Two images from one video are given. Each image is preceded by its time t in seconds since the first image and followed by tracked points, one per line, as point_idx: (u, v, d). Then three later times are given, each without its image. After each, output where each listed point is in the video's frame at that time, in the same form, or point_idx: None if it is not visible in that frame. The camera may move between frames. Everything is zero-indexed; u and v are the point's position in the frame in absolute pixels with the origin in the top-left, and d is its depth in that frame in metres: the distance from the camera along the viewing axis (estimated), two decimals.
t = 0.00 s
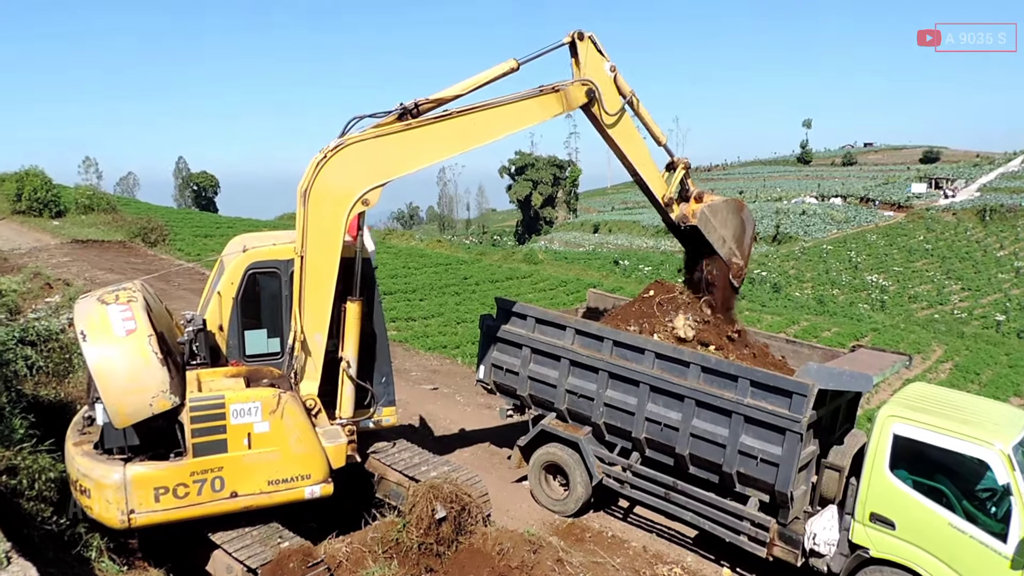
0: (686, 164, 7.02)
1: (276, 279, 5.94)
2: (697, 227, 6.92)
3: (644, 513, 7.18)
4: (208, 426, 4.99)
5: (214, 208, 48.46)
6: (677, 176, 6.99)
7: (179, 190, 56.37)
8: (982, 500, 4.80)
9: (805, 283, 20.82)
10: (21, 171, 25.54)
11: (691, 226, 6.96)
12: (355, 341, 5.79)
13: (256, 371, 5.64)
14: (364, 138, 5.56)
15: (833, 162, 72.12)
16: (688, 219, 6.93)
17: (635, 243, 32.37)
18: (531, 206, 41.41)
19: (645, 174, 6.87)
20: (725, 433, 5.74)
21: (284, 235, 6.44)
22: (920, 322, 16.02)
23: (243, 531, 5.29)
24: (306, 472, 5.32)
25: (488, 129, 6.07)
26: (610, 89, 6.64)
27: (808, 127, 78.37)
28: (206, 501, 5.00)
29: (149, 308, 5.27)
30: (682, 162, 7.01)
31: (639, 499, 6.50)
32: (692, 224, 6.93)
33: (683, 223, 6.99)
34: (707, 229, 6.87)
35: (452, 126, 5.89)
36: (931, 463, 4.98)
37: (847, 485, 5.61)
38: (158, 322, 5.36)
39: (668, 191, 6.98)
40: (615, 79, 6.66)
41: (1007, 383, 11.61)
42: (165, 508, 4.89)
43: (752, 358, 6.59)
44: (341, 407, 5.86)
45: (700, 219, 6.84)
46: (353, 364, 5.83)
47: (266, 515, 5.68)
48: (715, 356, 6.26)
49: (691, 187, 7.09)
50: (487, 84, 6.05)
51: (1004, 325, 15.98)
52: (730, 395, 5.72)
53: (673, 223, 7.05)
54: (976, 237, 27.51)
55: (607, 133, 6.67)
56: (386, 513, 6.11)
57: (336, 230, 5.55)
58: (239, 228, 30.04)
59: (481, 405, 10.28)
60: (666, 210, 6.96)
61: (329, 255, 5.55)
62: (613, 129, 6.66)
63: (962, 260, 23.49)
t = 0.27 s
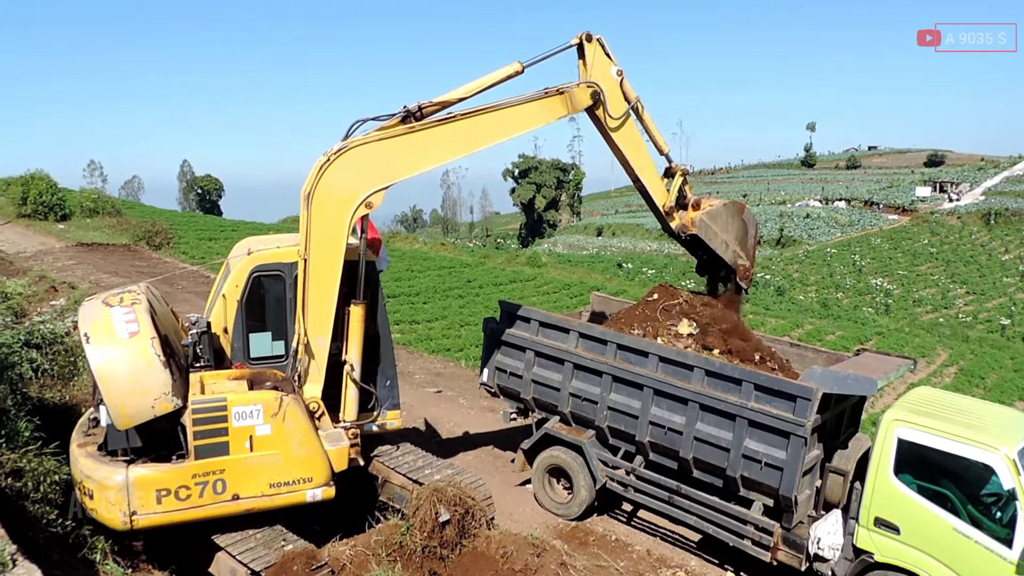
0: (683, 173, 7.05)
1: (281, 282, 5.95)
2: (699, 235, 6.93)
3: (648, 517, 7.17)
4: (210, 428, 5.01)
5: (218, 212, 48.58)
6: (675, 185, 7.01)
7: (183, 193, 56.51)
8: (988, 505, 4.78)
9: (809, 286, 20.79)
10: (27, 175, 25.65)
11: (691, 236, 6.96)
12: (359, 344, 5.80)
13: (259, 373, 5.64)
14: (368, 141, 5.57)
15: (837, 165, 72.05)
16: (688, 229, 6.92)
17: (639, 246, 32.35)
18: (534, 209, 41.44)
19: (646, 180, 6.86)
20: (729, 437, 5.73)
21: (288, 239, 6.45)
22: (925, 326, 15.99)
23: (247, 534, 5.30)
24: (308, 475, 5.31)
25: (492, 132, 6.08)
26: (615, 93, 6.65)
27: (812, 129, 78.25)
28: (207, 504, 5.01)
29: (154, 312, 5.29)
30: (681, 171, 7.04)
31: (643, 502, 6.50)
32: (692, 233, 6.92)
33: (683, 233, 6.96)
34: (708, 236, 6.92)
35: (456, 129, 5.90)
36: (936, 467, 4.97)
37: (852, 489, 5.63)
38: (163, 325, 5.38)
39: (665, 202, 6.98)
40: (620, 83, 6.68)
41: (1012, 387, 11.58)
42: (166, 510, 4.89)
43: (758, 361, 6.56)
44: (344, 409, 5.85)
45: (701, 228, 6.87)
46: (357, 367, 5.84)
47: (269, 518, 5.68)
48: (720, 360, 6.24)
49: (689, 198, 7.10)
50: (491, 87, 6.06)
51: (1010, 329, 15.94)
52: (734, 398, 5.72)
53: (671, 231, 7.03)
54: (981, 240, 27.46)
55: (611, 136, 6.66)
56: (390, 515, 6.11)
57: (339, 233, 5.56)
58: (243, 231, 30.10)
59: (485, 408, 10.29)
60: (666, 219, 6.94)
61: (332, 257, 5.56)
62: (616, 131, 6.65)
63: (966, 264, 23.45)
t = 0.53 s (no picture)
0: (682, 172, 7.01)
1: (284, 283, 5.95)
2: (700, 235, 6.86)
3: (651, 519, 7.16)
4: (212, 428, 5.02)
5: (221, 212, 48.65)
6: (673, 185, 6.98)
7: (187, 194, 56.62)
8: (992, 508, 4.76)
9: (812, 289, 20.76)
10: (31, 176, 25.73)
11: (693, 236, 6.89)
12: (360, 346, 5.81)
13: (261, 374, 5.62)
14: (368, 141, 5.58)
15: (840, 167, 71.97)
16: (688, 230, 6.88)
17: (642, 248, 32.33)
18: (538, 211, 41.45)
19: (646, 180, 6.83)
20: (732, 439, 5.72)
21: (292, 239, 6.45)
22: (928, 329, 15.96)
23: (249, 534, 5.30)
24: (309, 476, 5.30)
25: (493, 131, 6.08)
26: (618, 91, 6.64)
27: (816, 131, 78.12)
28: (208, 503, 5.01)
29: (158, 312, 5.30)
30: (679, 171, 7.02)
31: (646, 504, 6.49)
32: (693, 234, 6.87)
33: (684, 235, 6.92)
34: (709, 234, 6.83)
35: (457, 128, 5.91)
36: (940, 470, 4.96)
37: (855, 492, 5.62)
38: (166, 325, 5.37)
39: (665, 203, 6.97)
40: (624, 82, 6.68)
41: (1016, 391, 11.55)
42: (167, 509, 4.90)
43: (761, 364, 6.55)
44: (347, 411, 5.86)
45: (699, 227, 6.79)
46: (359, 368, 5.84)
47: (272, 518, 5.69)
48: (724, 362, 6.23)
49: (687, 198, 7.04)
50: (492, 86, 6.07)
51: (1013, 332, 15.91)
52: (738, 401, 5.71)
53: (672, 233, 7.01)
54: (985, 243, 27.42)
55: (612, 135, 6.64)
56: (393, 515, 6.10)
57: (340, 233, 5.57)
58: (246, 231, 30.14)
59: (488, 409, 10.28)
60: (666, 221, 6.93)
61: (333, 257, 5.57)
62: (617, 130, 6.63)
63: (970, 267, 23.41)
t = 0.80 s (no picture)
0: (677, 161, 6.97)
1: (289, 283, 5.96)
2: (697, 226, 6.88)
3: (654, 520, 7.15)
4: (212, 427, 5.02)
5: (225, 213, 48.76)
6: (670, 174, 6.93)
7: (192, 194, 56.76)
8: (997, 511, 4.75)
9: (816, 289, 20.72)
10: (36, 176, 25.82)
11: (690, 227, 6.91)
12: (360, 346, 5.81)
13: (263, 375, 5.63)
14: (359, 139, 5.57)
15: (845, 168, 71.83)
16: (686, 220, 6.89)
17: (646, 249, 32.31)
18: (541, 211, 41.45)
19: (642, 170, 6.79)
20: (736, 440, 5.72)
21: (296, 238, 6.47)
22: (933, 330, 15.92)
23: (253, 534, 5.31)
24: (309, 476, 5.29)
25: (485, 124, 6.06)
26: (614, 78, 6.64)
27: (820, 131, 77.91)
28: (209, 502, 5.03)
29: (161, 311, 5.31)
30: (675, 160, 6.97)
31: (649, 505, 6.49)
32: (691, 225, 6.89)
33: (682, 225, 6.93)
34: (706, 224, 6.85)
35: (448, 123, 5.89)
36: (945, 472, 4.95)
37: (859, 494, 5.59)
38: (170, 324, 5.37)
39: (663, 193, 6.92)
40: (620, 69, 6.66)
41: (1022, 392, 11.51)
42: (168, 508, 4.93)
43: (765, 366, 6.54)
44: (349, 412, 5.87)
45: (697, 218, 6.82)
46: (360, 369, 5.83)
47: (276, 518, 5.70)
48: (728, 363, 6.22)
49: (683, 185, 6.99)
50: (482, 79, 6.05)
51: (1019, 333, 15.85)
52: (741, 402, 5.70)
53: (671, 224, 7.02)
54: (990, 244, 27.34)
55: (607, 121, 6.65)
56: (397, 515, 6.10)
57: (336, 233, 5.56)
58: (251, 232, 30.19)
59: (491, 410, 10.28)
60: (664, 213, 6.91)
61: (330, 256, 5.56)
62: (612, 117, 6.65)
63: (975, 268, 23.34)
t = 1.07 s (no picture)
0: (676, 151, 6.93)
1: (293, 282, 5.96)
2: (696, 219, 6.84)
3: (658, 521, 7.13)
4: (208, 426, 5.03)
5: (230, 213, 48.86)
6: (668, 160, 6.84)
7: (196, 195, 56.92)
8: (1001, 513, 4.73)
9: (820, 291, 20.70)
10: (42, 176, 25.91)
11: (688, 219, 6.88)
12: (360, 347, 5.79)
13: (264, 375, 5.66)
14: (347, 136, 5.57)
15: (849, 169, 71.71)
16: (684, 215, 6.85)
17: (650, 249, 32.29)
18: (545, 212, 41.46)
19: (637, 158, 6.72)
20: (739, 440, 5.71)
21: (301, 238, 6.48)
22: (937, 332, 15.88)
23: (256, 533, 5.32)
24: (305, 477, 5.25)
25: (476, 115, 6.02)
26: (610, 62, 6.56)
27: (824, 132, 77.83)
28: (203, 500, 5.05)
29: (163, 309, 5.32)
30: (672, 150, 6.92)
31: (652, 506, 6.47)
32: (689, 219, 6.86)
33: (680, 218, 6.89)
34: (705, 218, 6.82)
35: (437, 116, 5.87)
36: (949, 474, 4.93)
37: (864, 496, 5.53)
38: (171, 321, 5.37)
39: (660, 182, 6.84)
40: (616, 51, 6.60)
41: None
42: (163, 504, 4.96)
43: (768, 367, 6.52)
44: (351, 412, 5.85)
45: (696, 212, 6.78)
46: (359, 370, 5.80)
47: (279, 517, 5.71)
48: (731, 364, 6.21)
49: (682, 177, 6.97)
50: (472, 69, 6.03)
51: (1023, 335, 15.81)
52: (745, 403, 5.70)
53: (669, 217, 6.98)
54: (995, 246, 27.28)
55: (603, 106, 6.57)
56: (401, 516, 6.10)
57: (329, 230, 5.55)
58: (255, 232, 30.25)
59: (494, 410, 10.28)
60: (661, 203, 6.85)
61: (324, 254, 5.55)
62: (607, 102, 6.57)
63: (980, 270, 23.29)
